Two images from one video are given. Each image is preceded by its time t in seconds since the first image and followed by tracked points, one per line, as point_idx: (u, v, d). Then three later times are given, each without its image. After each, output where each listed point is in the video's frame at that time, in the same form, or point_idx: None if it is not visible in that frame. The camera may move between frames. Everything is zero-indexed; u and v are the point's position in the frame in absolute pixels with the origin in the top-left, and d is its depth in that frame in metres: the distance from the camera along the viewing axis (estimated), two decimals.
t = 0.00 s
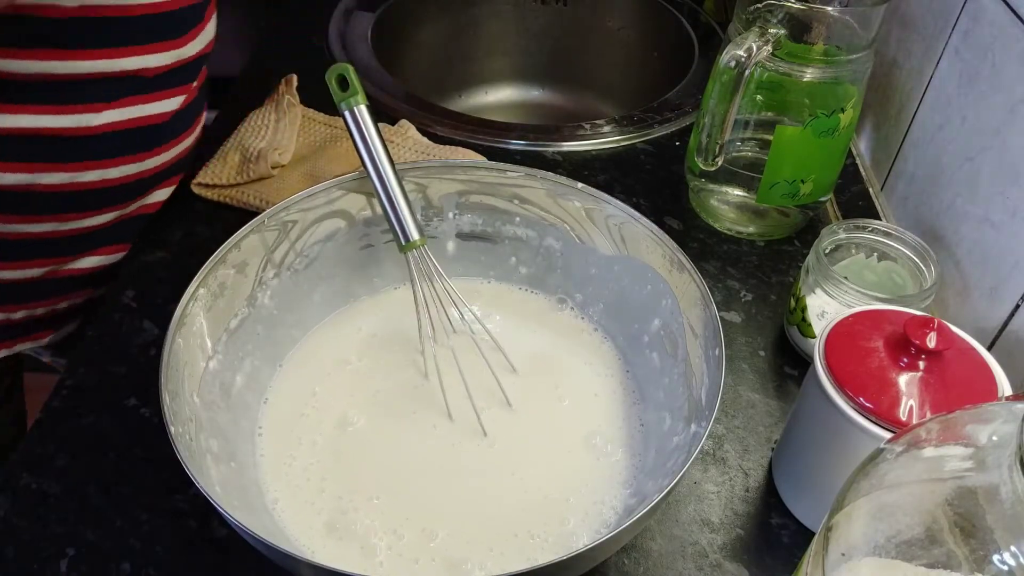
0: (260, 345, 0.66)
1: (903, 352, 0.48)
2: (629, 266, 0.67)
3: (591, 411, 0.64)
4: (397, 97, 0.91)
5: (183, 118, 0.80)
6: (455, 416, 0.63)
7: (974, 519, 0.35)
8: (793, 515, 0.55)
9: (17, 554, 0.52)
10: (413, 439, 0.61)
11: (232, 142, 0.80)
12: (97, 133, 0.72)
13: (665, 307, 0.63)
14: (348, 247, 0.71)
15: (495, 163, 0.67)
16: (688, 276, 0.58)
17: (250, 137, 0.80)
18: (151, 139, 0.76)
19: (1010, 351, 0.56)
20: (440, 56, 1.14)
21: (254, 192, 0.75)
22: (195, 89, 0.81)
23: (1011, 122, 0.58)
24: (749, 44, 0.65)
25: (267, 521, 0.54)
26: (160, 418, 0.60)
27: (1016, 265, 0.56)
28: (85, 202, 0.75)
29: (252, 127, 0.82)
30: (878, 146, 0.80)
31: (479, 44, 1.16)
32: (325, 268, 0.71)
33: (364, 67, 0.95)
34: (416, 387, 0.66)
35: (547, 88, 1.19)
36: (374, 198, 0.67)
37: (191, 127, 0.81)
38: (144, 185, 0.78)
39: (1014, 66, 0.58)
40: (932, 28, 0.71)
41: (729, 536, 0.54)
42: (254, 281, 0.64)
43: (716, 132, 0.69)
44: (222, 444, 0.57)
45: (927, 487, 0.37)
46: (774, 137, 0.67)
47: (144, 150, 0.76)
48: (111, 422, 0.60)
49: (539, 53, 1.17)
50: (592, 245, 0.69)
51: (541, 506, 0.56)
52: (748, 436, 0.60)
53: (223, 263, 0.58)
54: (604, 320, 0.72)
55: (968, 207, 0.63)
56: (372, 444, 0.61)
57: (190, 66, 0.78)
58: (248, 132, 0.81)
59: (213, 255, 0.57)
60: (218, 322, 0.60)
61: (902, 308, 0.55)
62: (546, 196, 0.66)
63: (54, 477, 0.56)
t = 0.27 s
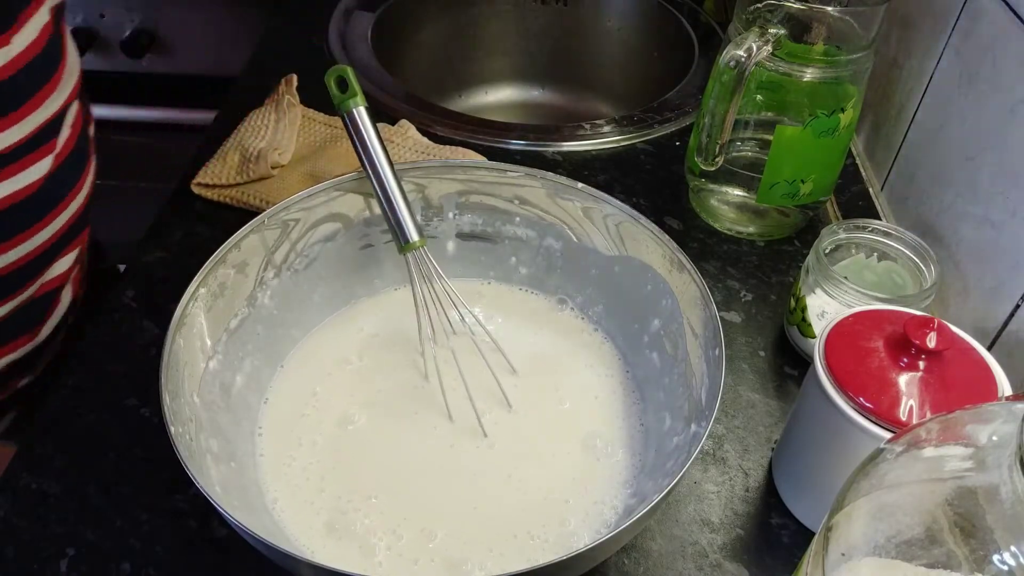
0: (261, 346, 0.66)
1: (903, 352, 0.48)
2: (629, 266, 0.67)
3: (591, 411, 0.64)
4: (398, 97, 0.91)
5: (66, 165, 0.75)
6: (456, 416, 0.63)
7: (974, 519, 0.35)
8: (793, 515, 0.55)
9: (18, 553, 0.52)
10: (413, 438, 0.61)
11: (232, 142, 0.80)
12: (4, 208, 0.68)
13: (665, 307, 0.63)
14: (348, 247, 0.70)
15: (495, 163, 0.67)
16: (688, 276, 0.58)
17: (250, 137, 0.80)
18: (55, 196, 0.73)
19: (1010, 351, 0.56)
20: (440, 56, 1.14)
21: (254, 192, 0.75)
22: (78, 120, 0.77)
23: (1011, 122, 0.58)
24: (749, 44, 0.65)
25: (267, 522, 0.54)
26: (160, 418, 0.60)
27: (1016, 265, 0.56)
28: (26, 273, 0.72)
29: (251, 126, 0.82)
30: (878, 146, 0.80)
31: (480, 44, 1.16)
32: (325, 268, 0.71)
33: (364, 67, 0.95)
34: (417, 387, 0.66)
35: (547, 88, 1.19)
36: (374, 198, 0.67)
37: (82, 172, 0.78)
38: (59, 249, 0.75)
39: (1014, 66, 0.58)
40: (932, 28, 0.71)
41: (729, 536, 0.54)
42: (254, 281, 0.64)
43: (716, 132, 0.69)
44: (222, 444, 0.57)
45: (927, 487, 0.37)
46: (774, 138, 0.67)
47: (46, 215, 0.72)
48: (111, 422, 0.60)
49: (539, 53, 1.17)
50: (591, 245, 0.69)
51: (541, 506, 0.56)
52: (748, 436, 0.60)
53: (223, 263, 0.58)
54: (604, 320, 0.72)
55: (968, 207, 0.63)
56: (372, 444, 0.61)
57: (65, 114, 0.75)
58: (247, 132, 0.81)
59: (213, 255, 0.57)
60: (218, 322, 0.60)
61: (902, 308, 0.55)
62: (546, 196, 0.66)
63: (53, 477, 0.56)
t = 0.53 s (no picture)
0: (261, 346, 0.66)
1: (903, 352, 0.48)
2: (629, 266, 0.67)
3: (591, 411, 0.64)
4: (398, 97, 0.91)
5: None
6: (456, 416, 0.63)
7: (974, 519, 0.35)
8: (793, 515, 0.55)
9: (18, 554, 0.52)
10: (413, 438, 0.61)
11: (232, 142, 0.80)
12: None
13: (665, 307, 0.63)
14: (348, 247, 0.70)
15: (495, 163, 0.67)
16: (688, 276, 0.58)
17: (250, 138, 0.80)
18: None
19: (1010, 351, 0.56)
20: (440, 56, 1.14)
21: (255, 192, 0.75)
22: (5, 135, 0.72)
23: (1011, 122, 0.58)
24: (749, 44, 0.65)
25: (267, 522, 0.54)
26: (160, 418, 0.60)
27: (1016, 265, 0.56)
28: None
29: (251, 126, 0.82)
30: (878, 146, 0.80)
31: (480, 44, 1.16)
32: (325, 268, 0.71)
33: (364, 67, 0.95)
34: (417, 387, 0.66)
35: (547, 88, 1.19)
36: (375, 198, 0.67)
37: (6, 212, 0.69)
38: None
39: (1014, 66, 0.58)
40: (932, 29, 0.71)
41: (729, 536, 0.54)
42: (254, 281, 0.64)
43: (716, 132, 0.69)
44: (222, 444, 0.57)
45: (927, 487, 0.37)
46: (774, 138, 0.67)
47: None
48: (111, 422, 0.60)
49: (539, 53, 1.17)
50: (591, 245, 0.69)
51: (541, 506, 0.56)
52: (748, 435, 0.60)
53: (223, 263, 0.58)
54: (604, 320, 0.72)
55: (968, 207, 0.63)
56: (372, 445, 0.61)
57: None
58: (247, 132, 0.81)
59: (212, 255, 0.57)
60: (217, 322, 0.60)
61: (902, 308, 0.55)
62: (546, 197, 0.66)
63: (53, 478, 0.56)
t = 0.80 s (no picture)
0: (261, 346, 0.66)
1: (903, 352, 0.48)
2: (629, 266, 0.67)
3: (591, 411, 0.64)
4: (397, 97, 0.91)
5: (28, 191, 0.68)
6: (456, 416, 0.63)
7: (974, 519, 0.35)
8: (793, 515, 0.55)
9: (18, 554, 0.52)
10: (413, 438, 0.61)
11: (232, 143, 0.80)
12: None
13: (665, 307, 0.63)
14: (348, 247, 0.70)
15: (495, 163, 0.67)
16: (687, 276, 0.58)
17: (250, 138, 0.80)
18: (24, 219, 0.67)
19: (1010, 351, 0.56)
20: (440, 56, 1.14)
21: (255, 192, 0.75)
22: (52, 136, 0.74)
23: (1011, 122, 0.58)
24: (749, 44, 0.65)
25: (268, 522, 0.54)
26: (161, 418, 0.60)
27: (1016, 265, 0.56)
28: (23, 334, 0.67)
29: (251, 126, 0.82)
30: (878, 146, 0.80)
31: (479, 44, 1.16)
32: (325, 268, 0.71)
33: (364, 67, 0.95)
34: (417, 387, 0.66)
35: (547, 88, 1.19)
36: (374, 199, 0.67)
37: (45, 206, 0.70)
38: None
39: (1014, 66, 0.58)
40: (932, 29, 0.71)
41: (729, 536, 0.54)
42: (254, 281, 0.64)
43: (716, 131, 0.69)
44: (222, 445, 0.57)
45: (927, 487, 0.37)
46: (774, 138, 0.67)
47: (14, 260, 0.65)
48: (111, 423, 0.60)
49: (539, 53, 1.17)
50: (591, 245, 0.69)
51: (541, 506, 0.56)
52: (748, 435, 0.60)
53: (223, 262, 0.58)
54: (604, 320, 0.72)
55: (968, 207, 0.63)
56: (372, 445, 0.61)
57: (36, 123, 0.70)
58: (247, 132, 0.81)
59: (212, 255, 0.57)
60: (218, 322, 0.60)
61: (902, 308, 0.55)
62: (546, 197, 0.66)
63: (54, 478, 0.56)
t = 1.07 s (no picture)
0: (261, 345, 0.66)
1: (903, 352, 0.48)
2: (628, 266, 0.67)
3: (590, 412, 0.64)
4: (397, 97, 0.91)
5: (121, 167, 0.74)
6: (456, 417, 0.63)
7: (974, 519, 0.35)
8: (793, 515, 0.55)
9: (18, 553, 0.52)
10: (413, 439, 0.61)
11: (231, 143, 0.80)
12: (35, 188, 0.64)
13: (665, 307, 0.63)
14: (348, 247, 0.70)
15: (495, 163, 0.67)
16: (688, 276, 0.58)
17: (250, 138, 0.80)
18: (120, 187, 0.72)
19: (1010, 351, 0.56)
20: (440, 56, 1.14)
21: (254, 193, 0.75)
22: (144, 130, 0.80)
23: (1011, 122, 0.58)
24: (749, 44, 0.65)
25: (268, 522, 0.54)
26: (160, 418, 0.60)
27: (1016, 265, 0.56)
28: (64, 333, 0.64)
29: (251, 126, 0.82)
30: (878, 146, 0.80)
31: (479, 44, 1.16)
32: (325, 268, 0.71)
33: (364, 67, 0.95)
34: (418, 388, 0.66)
35: (547, 88, 1.19)
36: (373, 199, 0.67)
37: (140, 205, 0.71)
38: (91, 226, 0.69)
39: (1014, 66, 0.58)
40: (932, 29, 0.71)
41: (729, 536, 0.54)
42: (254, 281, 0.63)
43: (716, 132, 0.69)
44: (222, 444, 0.57)
45: (927, 487, 0.37)
46: (774, 138, 0.67)
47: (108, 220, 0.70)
48: (112, 422, 0.60)
49: (539, 53, 1.17)
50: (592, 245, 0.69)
51: (542, 506, 0.56)
52: (748, 435, 0.60)
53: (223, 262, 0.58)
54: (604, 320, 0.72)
55: (968, 207, 0.63)
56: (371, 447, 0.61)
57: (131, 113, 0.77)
58: (247, 132, 0.81)
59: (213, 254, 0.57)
60: (217, 322, 0.60)
61: (902, 308, 0.55)
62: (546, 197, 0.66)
63: (54, 478, 0.56)
